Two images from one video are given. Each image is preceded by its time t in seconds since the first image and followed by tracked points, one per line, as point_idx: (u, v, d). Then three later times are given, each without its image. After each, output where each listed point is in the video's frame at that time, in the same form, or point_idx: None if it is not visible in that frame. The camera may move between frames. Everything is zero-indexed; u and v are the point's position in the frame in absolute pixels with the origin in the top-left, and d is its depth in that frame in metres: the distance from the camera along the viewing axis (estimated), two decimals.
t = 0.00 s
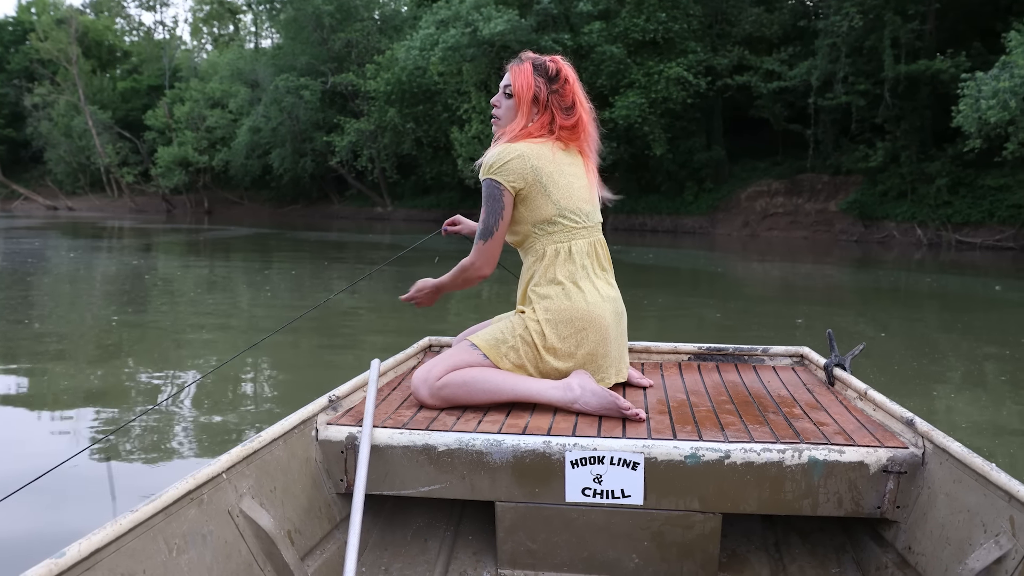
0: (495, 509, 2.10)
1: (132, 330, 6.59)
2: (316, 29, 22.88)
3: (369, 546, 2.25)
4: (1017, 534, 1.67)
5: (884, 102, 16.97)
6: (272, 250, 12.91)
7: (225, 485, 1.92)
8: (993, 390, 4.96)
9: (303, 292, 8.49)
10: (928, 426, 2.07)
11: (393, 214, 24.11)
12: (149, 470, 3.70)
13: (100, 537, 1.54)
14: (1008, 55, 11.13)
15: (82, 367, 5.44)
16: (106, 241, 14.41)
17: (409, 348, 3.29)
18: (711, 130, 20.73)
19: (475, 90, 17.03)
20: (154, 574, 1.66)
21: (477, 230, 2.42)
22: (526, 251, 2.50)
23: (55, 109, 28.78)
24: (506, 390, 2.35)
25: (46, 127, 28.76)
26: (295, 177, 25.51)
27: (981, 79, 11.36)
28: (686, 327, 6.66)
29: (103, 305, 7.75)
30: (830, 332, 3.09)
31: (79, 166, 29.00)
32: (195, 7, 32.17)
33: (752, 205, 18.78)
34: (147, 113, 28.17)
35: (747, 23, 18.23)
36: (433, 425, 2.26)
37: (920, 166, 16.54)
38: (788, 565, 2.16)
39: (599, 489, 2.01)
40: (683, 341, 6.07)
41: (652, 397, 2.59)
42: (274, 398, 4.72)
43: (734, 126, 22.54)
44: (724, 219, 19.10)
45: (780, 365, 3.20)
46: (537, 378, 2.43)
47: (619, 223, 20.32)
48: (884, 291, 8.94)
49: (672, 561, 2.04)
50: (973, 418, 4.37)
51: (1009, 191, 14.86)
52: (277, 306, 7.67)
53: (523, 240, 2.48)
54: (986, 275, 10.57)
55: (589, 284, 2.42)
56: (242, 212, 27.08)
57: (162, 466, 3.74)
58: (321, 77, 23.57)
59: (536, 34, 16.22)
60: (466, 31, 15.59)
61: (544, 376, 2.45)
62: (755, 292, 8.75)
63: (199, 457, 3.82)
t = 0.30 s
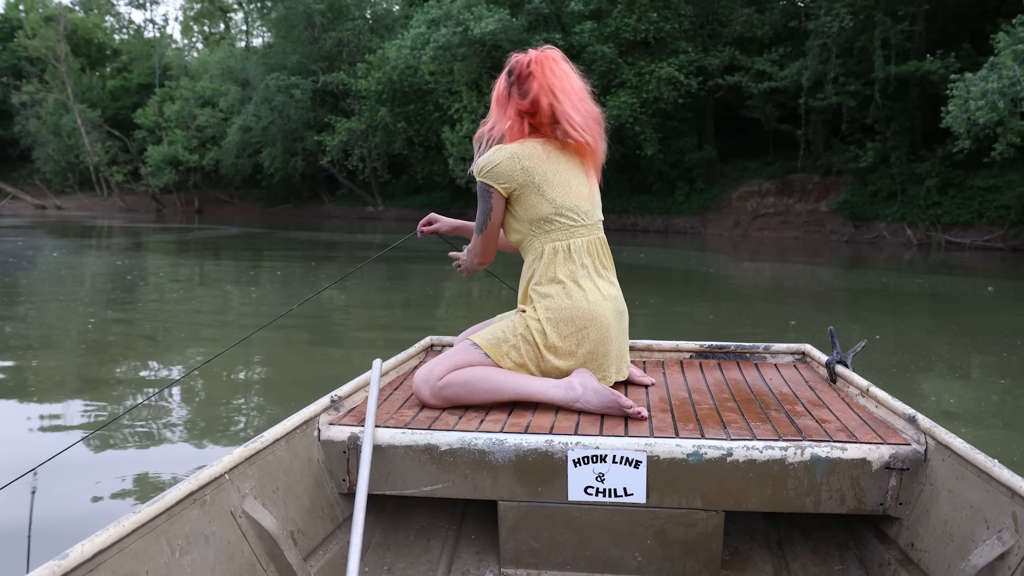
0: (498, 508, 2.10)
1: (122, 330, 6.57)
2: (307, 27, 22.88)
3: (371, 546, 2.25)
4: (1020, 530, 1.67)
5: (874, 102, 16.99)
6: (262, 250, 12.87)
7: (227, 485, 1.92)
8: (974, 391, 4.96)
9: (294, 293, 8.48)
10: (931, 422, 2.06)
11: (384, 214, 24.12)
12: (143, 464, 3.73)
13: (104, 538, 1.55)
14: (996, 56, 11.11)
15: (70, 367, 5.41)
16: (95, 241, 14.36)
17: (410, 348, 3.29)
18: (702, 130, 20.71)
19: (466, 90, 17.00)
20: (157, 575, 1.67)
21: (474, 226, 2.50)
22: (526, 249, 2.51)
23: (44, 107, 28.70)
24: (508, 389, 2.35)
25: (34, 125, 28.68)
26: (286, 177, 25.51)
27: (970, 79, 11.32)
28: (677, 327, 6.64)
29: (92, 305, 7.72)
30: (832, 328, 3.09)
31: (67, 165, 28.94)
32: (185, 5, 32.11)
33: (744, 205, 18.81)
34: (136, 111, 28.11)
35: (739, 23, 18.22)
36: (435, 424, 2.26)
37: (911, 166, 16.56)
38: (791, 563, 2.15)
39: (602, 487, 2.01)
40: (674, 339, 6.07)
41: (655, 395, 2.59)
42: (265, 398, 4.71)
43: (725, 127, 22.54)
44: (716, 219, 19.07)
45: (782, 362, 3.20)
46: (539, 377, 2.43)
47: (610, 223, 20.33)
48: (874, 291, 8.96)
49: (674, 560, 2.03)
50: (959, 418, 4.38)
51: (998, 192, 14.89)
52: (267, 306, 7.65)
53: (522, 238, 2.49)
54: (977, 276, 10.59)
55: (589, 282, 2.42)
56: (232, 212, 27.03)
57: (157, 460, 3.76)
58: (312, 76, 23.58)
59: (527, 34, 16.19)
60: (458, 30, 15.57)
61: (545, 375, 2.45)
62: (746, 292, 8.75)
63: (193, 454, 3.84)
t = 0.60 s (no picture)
0: (496, 508, 2.10)
1: (110, 331, 6.53)
2: (297, 27, 22.96)
3: (370, 546, 2.25)
4: (1018, 531, 1.67)
5: (863, 103, 17.01)
6: (252, 250, 12.86)
7: (226, 485, 1.92)
8: (949, 391, 4.97)
9: (284, 292, 8.46)
10: (929, 424, 2.07)
11: (374, 214, 24.14)
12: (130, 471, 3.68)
13: (102, 538, 1.55)
14: (984, 58, 11.18)
15: (56, 368, 5.39)
16: (83, 240, 14.29)
17: (410, 348, 3.29)
18: (693, 131, 20.74)
19: (457, 90, 17.01)
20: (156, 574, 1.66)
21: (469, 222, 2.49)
22: (525, 249, 2.51)
23: (31, 105, 28.59)
24: (507, 389, 2.35)
25: (21, 123, 28.59)
26: (276, 176, 25.51)
27: (958, 82, 11.36)
28: (665, 328, 6.64)
29: (80, 304, 7.69)
30: (831, 329, 3.09)
31: (56, 163, 28.86)
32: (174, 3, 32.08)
33: (733, 206, 18.77)
34: (125, 110, 28.07)
35: (729, 24, 18.23)
36: (434, 424, 2.26)
37: (901, 168, 16.60)
38: (789, 564, 2.15)
39: (600, 487, 2.01)
40: (662, 340, 6.09)
41: (653, 396, 2.59)
42: (254, 400, 4.68)
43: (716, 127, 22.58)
44: (706, 219, 19.07)
45: (781, 362, 3.20)
46: (539, 377, 2.43)
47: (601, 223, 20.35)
48: (863, 293, 9.00)
49: (673, 560, 2.04)
50: (943, 417, 4.41)
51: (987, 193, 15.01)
52: (257, 306, 7.65)
53: (521, 236, 2.49)
54: (967, 277, 10.64)
55: (589, 282, 2.43)
56: (222, 212, 26.99)
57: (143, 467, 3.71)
58: (302, 75, 23.63)
59: (518, 33, 16.19)
60: (448, 29, 15.57)
61: (544, 375, 2.45)
62: (736, 293, 8.77)
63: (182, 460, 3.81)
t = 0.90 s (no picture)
0: (492, 509, 2.10)
1: (99, 330, 6.52)
2: (287, 26, 22.96)
3: (366, 546, 2.25)
4: (1015, 536, 1.67)
5: (853, 104, 17.04)
6: (242, 250, 12.85)
7: (222, 484, 1.92)
8: (930, 389, 5.01)
9: (275, 292, 8.45)
10: (926, 428, 2.07)
11: (365, 215, 24.16)
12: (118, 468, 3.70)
13: (98, 537, 1.54)
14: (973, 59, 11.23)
15: (44, 368, 5.38)
16: (72, 240, 14.24)
17: (407, 348, 3.29)
18: (683, 131, 20.78)
19: (448, 89, 17.06)
20: (151, 574, 1.66)
21: (461, 221, 2.43)
22: (521, 250, 2.50)
23: (19, 104, 28.49)
24: (504, 391, 2.35)
25: (9, 123, 28.50)
26: (266, 176, 25.51)
27: (947, 82, 11.39)
28: (655, 328, 6.65)
29: (69, 305, 7.67)
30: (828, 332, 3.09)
31: (44, 163, 28.78)
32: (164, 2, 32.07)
33: (724, 206, 18.78)
34: (114, 110, 28.03)
35: (720, 24, 18.29)
36: (430, 425, 2.25)
37: (891, 168, 16.68)
38: (785, 566, 2.16)
39: (597, 490, 2.01)
40: (651, 341, 6.09)
41: (650, 398, 2.59)
42: (242, 400, 4.67)
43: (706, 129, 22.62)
44: (696, 219, 19.08)
45: (778, 365, 3.20)
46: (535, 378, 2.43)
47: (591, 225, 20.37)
48: (854, 293, 9.02)
49: (669, 562, 2.04)
50: (929, 415, 4.44)
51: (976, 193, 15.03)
52: (247, 305, 7.64)
53: (516, 237, 2.49)
54: (957, 278, 10.68)
55: (587, 284, 2.43)
56: (212, 212, 26.97)
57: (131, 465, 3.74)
58: (292, 74, 23.66)
59: (508, 32, 16.01)
60: (438, 29, 15.50)
61: (540, 377, 2.45)
62: (726, 294, 8.79)
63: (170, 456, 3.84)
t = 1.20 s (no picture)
0: (491, 511, 2.10)
1: (88, 330, 6.52)
2: (277, 24, 23.06)
3: (365, 547, 2.25)
4: (1014, 538, 1.67)
5: (843, 103, 17.08)
6: (232, 251, 12.84)
7: (220, 485, 1.92)
8: (911, 386, 5.03)
9: (266, 292, 8.45)
10: (925, 429, 2.07)
11: (355, 214, 24.19)
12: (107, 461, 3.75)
13: (97, 538, 1.54)
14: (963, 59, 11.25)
15: (33, 368, 5.38)
16: (62, 241, 14.21)
17: (406, 349, 3.29)
18: (674, 131, 20.79)
19: (438, 88, 17.14)
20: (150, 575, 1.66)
21: (461, 210, 2.36)
22: (521, 250, 2.50)
23: (7, 103, 28.42)
24: (502, 392, 2.35)
25: None
26: (256, 176, 25.50)
27: (936, 81, 11.38)
28: (643, 327, 6.66)
29: (59, 305, 7.67)
30: (827, 334, 3.09)
31: (32, 163, 28.70)
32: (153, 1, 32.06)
33: (714, 205, 18.81)
34: (103, 109, 28.00)
35: (710, 24, 18.38)
36: (429, 427, 2.25)
37: (881, 167, 16.72)
38: (784, 568, 2.16)
39: (596, 491, 2.01)
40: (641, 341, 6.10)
41: (649, 399, 2.60)
42: (234, 399, 4.70)
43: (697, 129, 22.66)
44: (687, 219, 19.09)
45: (776, 367, 3.20)
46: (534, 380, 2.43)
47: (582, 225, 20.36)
48: (844, 292, 9.04)
49: (668, 563, 2.04)
50: (916, 413, 4.46)
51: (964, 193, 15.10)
52: (238, 305, 7.65)
53: (516, 237, 2.49)
54: (947, 277, 10.71)
55: (586, 286, 2.43)
56: (202, 212, 26.95)
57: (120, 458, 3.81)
58: (282, 73, 23.70)
59: (499, 32, 15.75)
60: (428, 28, 15.45)
61: (539, 378, 2.45)
62: (717, 293, 8.81)
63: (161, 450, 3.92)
